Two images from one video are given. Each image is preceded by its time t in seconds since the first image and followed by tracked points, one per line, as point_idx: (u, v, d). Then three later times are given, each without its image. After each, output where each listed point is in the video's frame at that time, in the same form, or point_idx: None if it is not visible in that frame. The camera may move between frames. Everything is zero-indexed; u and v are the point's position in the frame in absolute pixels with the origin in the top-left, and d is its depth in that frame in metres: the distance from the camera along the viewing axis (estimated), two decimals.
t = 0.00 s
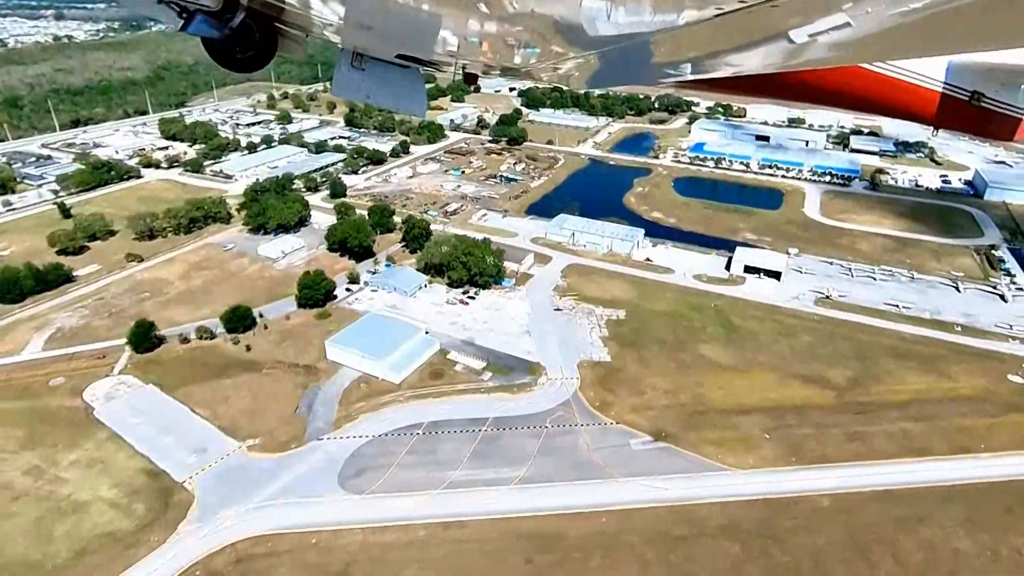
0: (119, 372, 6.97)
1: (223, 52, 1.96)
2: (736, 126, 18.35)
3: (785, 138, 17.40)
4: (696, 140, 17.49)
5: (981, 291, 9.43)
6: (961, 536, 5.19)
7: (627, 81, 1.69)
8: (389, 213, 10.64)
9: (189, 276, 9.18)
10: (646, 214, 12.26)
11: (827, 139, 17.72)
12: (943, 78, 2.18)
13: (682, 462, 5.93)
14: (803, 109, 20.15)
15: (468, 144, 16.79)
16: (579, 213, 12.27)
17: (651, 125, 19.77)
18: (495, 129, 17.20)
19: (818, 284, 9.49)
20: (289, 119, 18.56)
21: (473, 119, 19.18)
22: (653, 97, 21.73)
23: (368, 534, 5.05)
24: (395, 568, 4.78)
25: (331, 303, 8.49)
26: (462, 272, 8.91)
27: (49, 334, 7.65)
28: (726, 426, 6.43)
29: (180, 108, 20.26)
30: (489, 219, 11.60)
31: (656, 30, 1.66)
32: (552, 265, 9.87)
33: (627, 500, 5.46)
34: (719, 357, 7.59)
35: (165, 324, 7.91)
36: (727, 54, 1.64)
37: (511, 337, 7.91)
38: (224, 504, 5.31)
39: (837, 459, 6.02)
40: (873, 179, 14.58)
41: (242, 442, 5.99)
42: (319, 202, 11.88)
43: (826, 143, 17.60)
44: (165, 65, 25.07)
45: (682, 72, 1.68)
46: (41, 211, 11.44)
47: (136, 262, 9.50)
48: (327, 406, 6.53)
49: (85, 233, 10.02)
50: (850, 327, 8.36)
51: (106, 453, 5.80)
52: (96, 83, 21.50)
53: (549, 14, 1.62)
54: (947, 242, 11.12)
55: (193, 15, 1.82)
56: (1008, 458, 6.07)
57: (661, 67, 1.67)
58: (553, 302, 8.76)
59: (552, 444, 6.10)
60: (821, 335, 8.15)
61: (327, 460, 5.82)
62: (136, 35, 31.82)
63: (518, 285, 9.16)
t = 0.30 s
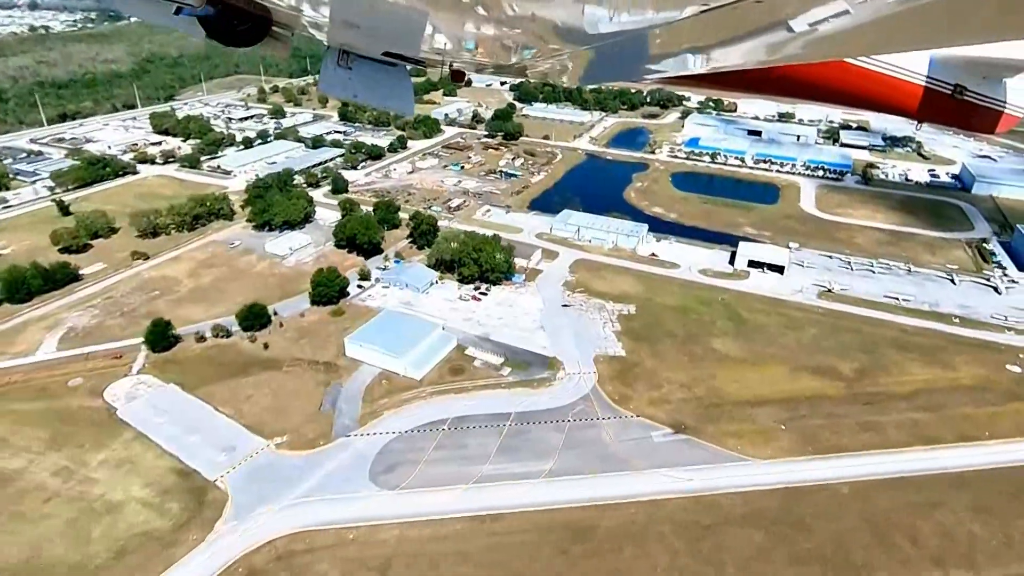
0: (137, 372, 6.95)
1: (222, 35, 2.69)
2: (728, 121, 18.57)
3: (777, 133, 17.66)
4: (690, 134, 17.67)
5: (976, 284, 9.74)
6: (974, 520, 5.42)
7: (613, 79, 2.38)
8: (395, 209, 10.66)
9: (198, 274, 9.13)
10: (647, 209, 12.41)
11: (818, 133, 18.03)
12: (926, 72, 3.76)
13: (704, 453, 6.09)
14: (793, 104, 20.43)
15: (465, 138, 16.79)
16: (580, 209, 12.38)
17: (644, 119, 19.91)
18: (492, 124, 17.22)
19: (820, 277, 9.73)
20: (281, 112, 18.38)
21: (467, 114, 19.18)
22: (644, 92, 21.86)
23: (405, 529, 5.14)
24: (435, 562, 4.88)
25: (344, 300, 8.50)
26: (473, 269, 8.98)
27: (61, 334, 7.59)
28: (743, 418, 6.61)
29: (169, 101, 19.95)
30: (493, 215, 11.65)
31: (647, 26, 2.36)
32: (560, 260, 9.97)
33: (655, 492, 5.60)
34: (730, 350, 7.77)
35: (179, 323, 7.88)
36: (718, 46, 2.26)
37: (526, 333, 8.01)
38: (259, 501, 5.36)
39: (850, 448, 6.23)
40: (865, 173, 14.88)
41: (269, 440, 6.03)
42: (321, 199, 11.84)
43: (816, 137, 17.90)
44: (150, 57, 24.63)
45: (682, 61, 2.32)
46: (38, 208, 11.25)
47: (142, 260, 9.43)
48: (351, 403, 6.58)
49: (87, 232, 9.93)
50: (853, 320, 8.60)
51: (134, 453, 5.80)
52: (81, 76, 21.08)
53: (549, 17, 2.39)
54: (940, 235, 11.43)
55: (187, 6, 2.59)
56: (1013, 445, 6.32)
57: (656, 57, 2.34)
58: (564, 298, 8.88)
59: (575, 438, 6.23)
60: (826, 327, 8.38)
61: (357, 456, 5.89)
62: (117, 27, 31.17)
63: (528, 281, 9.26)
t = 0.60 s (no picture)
0: (157, 371, 6.94)
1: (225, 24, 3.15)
2: (721, 114, 18.79)
3: (769, 127, 17.92)
4: (684, 128, 17.86)
5: (970, 274, 10.05)
6: (984, 501, 5.67)
7: (605, 65, 2.82)
8: (401, 205, 10.68)
9: (207, 271, 9.10)
10: (648, 203, 12.57)
11: (808, 126, 18.34)
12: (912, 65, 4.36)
13: (724, 443, 6.27)
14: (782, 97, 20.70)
15: (462, 132, 16.80)
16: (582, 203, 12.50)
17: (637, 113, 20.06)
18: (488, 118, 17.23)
19: (821, 269, 9.96)
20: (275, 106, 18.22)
21: (462, 108, 19.18)
22: (636, 85, 21.98)
23: (441, 521, 5.25)
24: (474, 552, 5.00)
25: (357, 296, 8.54)
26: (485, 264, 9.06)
27: (76, 334, 7.55)
28: (758, 407, 6.80)
29: (158, 95, 19.66)
30: (497, 210, 11.73)
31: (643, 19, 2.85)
32: (567, 254, 10.09)
33: (680, 480, 5.77)
34: (740, 341, 7.96)
35: (194, 321, 7.87)
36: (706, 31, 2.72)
37: (541, 327, 8.13)
38: (294, 497, 5.43)
39: (863, 435, 6.45)
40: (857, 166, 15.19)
41: (298, 437, 6.08)
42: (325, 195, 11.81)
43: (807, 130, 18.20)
44: (134, 49, 24.20)
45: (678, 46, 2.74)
46: (36, 206, 11.10)
47: (149, 257, 9.36)
48: (375, 399, 6.65)
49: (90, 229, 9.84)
50: (856, 311, 8.84)
51: (164, 452, 5.83)
52: (65, 69, 20.69)
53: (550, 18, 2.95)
54: (933, 227, 11.74)
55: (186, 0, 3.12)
56: (1016, 430, 6.59)
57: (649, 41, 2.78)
58: (574, 292, 9.00)
59: (598, 429, 6.37)
60: (831, 318, 8.61)
61: (386, 451, 5.98)
62: (96, 18, 30.51)
63: (538, 275, 9.37)
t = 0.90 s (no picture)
0: (178, 368, 6.97)
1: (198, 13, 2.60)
2: (713, 107, 19.01)
3: (760, 120, 18.18)
4: (677, 121, 18.05)
5: (963, 265, 10.36)
6: (990, 483, 5.93)
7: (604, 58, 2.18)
8: (407, 200, 10.72)
9: (217, 268, 9.08)
10: (648, 197, 12.72)
11: (798, 119, 18.63)
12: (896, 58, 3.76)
13: (741, 430, 6.47)
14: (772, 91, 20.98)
15: (458, 127, 16.80)
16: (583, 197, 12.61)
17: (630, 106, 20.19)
18: (483, 112, 17.24)
19: (821, 261, 10.22)
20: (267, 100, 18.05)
21: (456, 102, 19.16)
22: (628, 78, 22.09)
23: (475, 512, 5.37)
24: (509, 542, 5.13)
25: (371, 292, 8.60)
26: (495, 258, 9.16)
27: (91, 333, 7.52)
28: (771, 396, 7.01)
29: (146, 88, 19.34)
30: (500, 204, 11.80)
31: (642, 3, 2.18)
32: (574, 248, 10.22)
33: (702, 467, 5.96)
34: (749, 332, 8.17)
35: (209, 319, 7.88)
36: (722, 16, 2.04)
37: (554, 320, 8.26)
38: (329, 490, 5.52)
39: (873, 421, 6.70)
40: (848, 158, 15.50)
41: (326, 432, 6.17)
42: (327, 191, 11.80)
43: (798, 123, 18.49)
44: (117, 41, 23.71)
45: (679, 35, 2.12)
46: (34, 203, 10.95)
47: (156, 254, 9.32)
48: (398, 393, 6.75)
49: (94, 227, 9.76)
50: (857, 301, 9.09)
51: (194, 449, 5.88)
52: (48, 62, 20.24)
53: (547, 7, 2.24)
54: (925, 219, 12.05)
55: None
56: (1016, 415, 6.87)
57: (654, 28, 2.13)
58: (584, 286, 9.14)
59: (619, 420, 6.53)
60: (833, 309, 8.85)
61: (415, 444, 6.08)
62: (74, 9, 29.79)
63: (547, 269, 9.49)
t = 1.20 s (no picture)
0: (200, 365, 6.99)
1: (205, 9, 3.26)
2: (705, 100, 19.22)
3: (752, 112, 18.44)
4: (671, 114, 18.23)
5: (956, 254, 10.69)
6: (995, 464, 6.20)
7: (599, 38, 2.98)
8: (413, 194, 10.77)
9: (228, 264, 9.08)
10: (648, 189, 12.91)
11: (789, 111, 18.92)
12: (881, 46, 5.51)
13: (757, 418, 6.67)
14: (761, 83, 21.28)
15: (454, 119, 16.82)
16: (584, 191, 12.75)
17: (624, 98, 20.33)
18: (480, 105, 17.27)
19: (821, 252, 10.47)
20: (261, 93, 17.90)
21: (451, 95, 19.17)
22: (620, 70, 22.24)
23: (507, 501, 5.51)
24: (542, 528, 5.28)
25: (384, 287, 8.66)
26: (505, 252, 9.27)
27: (107, 331, 7.51)
28: (783, 384, 7.23)
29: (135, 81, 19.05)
30: (504, 198, 11.89)
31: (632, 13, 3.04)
32: (580, 242, 10.36)
33: (722, 454, 6.15)
34: (756, 322, 8.39)
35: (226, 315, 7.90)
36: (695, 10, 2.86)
37: (567, 313, 8.40)
38: (362, 483, 5.62)
39: (881, 407, 6.94)
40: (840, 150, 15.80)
41: (354, 426, 6.25)
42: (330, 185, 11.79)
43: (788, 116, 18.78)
44: (101, 32, 23.29)
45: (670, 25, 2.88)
46: (34, 200, 10.83)
47: (165, 251, 9.29)
48: (421, 386, 6.85)
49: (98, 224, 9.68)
50: (857, 291, 9.36)
51: (225, 445, 5.94)
52: (33, 55, 19.86)
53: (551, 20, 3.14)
54: (917, 210, 12.39)
55: None
56: (1015, 398, 7.17)
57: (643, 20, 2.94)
58: (593, 279, 9.28)
59: (638, 409, 6.71)
60: (835, 299, 9.11)
61: (443, 436, 6.20)
62: None
63: (556, 263, 9.63)
